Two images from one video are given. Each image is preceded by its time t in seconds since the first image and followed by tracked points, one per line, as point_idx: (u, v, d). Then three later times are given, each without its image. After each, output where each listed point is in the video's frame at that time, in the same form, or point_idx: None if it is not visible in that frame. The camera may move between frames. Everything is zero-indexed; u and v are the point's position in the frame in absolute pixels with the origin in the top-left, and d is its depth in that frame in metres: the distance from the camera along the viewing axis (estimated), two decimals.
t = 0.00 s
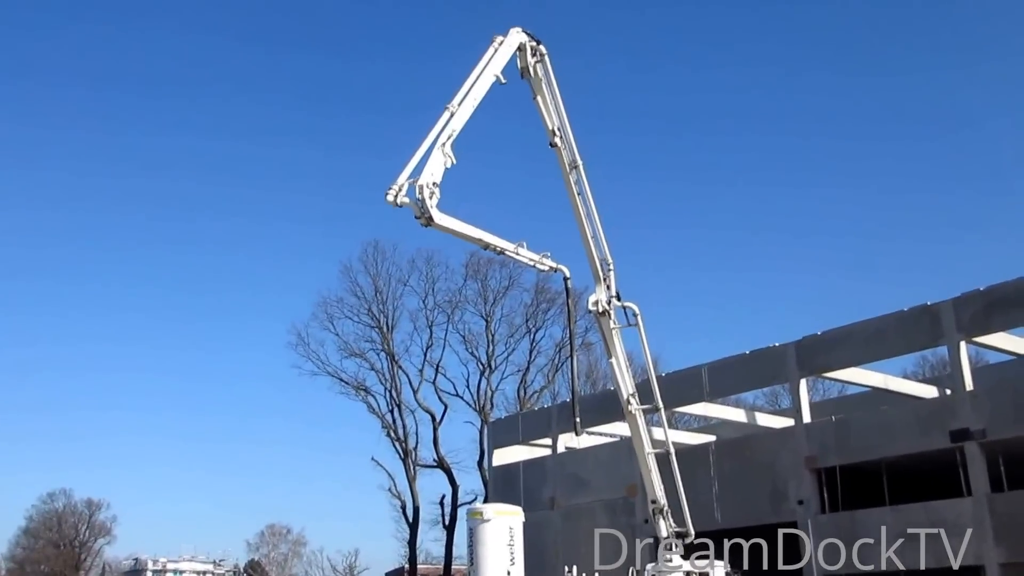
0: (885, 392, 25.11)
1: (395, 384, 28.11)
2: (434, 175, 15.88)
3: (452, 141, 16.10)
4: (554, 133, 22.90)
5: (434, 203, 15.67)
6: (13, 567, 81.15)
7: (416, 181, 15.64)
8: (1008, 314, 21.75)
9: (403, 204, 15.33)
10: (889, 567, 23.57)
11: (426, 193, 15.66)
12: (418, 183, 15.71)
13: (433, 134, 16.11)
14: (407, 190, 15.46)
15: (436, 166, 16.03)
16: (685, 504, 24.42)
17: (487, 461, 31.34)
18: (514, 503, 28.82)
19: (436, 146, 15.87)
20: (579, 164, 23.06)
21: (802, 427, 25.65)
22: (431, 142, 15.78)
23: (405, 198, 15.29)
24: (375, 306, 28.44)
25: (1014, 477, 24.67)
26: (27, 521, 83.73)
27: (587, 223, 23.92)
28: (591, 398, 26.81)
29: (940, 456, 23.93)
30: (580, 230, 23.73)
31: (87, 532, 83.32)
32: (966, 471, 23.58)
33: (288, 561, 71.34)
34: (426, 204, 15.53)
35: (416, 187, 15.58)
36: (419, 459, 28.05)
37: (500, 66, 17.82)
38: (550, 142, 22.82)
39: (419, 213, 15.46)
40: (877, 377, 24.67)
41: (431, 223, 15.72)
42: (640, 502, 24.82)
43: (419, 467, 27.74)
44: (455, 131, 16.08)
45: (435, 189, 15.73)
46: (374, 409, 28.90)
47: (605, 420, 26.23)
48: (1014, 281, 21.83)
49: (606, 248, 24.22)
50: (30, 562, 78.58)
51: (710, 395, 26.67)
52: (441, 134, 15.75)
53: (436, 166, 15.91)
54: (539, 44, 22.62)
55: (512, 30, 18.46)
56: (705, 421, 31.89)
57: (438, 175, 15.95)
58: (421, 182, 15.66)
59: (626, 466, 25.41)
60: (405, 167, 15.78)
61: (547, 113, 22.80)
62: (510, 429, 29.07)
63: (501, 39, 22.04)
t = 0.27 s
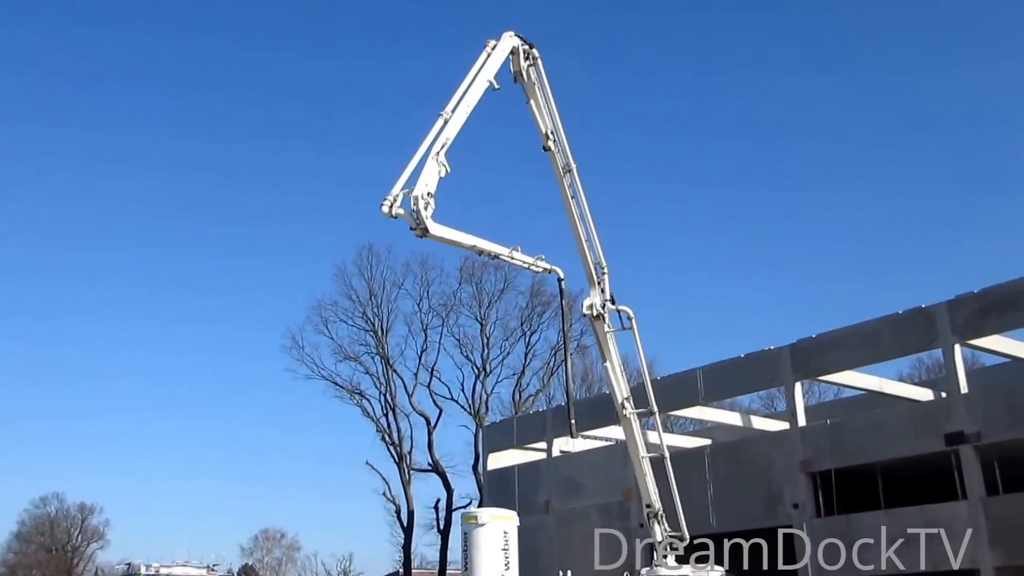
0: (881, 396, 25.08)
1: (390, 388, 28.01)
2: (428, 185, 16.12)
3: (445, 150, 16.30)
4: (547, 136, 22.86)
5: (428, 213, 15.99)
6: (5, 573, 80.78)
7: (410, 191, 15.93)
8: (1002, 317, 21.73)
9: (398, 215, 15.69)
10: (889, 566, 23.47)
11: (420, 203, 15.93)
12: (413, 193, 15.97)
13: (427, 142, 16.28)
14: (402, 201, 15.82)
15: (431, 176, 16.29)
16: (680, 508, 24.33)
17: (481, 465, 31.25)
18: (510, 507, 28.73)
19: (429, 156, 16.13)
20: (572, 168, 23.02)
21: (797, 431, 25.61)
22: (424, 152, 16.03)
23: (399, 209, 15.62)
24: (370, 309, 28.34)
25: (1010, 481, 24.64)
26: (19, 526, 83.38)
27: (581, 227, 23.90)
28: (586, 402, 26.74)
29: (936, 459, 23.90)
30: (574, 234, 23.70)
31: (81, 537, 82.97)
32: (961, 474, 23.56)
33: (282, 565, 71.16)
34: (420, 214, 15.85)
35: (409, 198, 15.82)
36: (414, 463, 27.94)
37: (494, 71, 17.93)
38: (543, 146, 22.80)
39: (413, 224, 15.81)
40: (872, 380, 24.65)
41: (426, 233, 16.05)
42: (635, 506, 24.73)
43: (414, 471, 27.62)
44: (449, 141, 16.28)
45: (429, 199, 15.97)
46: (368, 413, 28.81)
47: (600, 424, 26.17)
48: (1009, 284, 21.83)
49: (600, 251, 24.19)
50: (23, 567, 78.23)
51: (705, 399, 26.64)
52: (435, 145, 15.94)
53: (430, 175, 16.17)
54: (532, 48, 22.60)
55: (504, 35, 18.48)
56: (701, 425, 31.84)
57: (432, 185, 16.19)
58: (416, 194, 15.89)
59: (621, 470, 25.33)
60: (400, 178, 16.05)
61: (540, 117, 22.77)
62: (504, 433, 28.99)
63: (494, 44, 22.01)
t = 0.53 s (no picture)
0: (880, 403, 24.84)
1: (384, 395, 27.68)
2: (424, 197, 15.91)
3: (441, 160, 16.10)
4: (543, 141, 22.64)
5: (424, 226, 15.80)
6: None
7: (406, 203, 15.72)
8: (1003, 322, 21.51)
9: (393, 227, 15.54)
10: (889, 566, 23.24)
11: (416, 215, 15.73)
12: (408, 205, 15.77)
13: (422, 153, 16.10)
14: (397, 213, 15.63)
15: (426, 187, 16.08)
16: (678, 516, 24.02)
17: (477, 473, 30.90)
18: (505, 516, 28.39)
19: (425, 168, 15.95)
20: (568, 173, 22.79)
21: (796, 438, 25.35)
22: (420, 163, 15.85)
23: (394, 221, 15.45)
24: (364, 315, 28.02)
25: (1012, 489, 24.37)
26: (9, 535, 82.69)
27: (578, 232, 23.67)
28: (583, 409, 26.45)
29: (936, 468, 23.63)
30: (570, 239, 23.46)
31: (70, 546, 82.28)
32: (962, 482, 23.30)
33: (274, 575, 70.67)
34: (416, 227, 15.65)
35: (405, 210, 15.63)
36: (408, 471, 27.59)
37: (488, 77, 17.77)
38: (539, 151, 22.57)
39: (409, 236, 15.61)
40: (872, 387, 24.42)
41: (422, 245, 15.86)
42: (633, 515, 24.41)
43: (408, 480, 27.28)
44: (444, 151, 16.08)
45: (425, 211, 15.77)
46: (362, 420, 28.46)
47: (597, 431, 25.87)
48: (1009, 290, 21.61)
49: (597, 257, 23.96)
50: None
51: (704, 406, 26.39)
52: (430, 156, 15.78)
53: (426, 187, 15.98)
54: (526, 52, 22.41)
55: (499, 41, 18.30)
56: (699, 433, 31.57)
57: (428, 197, 15.98)
58: (412, 206, 15.68)
59: (619, 478, 25.01)
60: (395, 191, 15.85)
61: (535, 122, 22.56)
62: (500, 440, 28.67)
63: (489, 49, 21.83)
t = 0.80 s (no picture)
0: (886, 412, 24.52)
1: (381, 402, 27.28)
2: (421, 206, 15.70)
3: (439, 169, 15.91)
4: (542, 146, 22.42)
5: (421, 236, 15.59)
6: None
7: (402, 213, 15.52)
8: (1010, 332, 21.21)
9: (389, 237, 15.36)
10: (889, 566, 22.96)
11: (413, 225, 15.52)
12: (405, 215, 15.56)
13: (419, 163, 15.92)
14: (394, 223, 15.45)
15: (424, 196, 15.87)
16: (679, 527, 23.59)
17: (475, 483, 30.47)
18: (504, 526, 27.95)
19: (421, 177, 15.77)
20: (568, 178, 22.54)
21: (799, 448, 25.00)
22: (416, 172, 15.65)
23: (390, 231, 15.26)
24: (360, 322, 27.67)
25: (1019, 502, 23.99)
26: None
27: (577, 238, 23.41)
28: (583, 418, 26.06)
29: (942, 479, 23.27)
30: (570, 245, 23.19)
31: (58, 561, 81.35)
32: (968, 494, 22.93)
33: None
34: (413, 237, 15.46)
35: (402, 220, 15.43)
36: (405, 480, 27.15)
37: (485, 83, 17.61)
38: (538, 156, 22.34)
39: (407, 246, 15.41)
40: (877, 397, 24.10)
41: (419, 255, 15.66)
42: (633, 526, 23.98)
43: (405, 489, 26.83)
44: (442, 159, 15.90)
45: (422, 221, 15.56)
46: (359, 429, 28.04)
47: (598, 440, 25.47)
48: (1017, 301, 21.32)
49: (597, 263, 23.68)
50: None
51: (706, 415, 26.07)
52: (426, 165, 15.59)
53: (423, 196, 15.78)
54: (525, 56, 22.24)
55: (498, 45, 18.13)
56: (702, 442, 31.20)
57: (426, 207, 15.78)
58: (409, 216, 15.46)
59: (619, 488, 24.59)
60: (392, 200, 15.65)
61: (534, 126, 22.35)
62: (499, 449, 28.26)
63: (488, 53, 21.64)
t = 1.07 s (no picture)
0: (899, 426, 23.82)
1: (377, 415, 26.47)
2: (421, 219, 14.99)
3: (439, 180, 15.23)
4: (543, 151, 21.77)
5: (421, 250, 14.89)
6: None
7: (401, 227, 14.82)
8: None
9: (388, 250, 14.63)
10: (888, 566, 22.24)
11: (412, 239, 14.81)
12: (404, 228, 14.86)
13: (419, 173, 15.24)
14: (393, 236, 14.75)
15: (424, 208, 15.17)
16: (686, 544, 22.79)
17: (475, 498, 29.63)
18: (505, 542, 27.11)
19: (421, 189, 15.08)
20: (570, 185, 21.88)
21: (809, 462, 24.29)
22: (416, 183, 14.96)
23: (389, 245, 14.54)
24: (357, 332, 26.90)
25: None
26: None
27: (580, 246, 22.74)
28: (586, 431, 25.30)
29: (957, 494, 22.54)
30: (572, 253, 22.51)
31: None
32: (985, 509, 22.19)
33: None
34: (413, 251, 14.75)
35: (401, 234, 14.73)
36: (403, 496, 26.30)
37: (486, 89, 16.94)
38: (539, 162, 21.69)
39: (406, 260, 14.70)
40: (889, 409, 23.42)
41: (419, 269, 14.96)
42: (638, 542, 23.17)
43: (403, 505, 25.98)
44: (442, 170, 15.23)
45: (422, 234, 14.85)
46: (355, 443, 27.21)
47: (602, 455, 24.70)
48: None
49: (600, 272, 23.01)
50: None
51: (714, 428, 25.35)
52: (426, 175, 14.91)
53: (423, 208, 15.09)
54: (526, 60, 21.63)
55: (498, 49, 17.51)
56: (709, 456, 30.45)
57: (426, 219, 15.08)
58: (408, 230, 14.75)
59: (624, 504, 23.79)
60: (391, 212, 14.96)
61: (535, 132, 21.71)
62: (500, 464, 27.47)
63: (487, 56, 21.03)
